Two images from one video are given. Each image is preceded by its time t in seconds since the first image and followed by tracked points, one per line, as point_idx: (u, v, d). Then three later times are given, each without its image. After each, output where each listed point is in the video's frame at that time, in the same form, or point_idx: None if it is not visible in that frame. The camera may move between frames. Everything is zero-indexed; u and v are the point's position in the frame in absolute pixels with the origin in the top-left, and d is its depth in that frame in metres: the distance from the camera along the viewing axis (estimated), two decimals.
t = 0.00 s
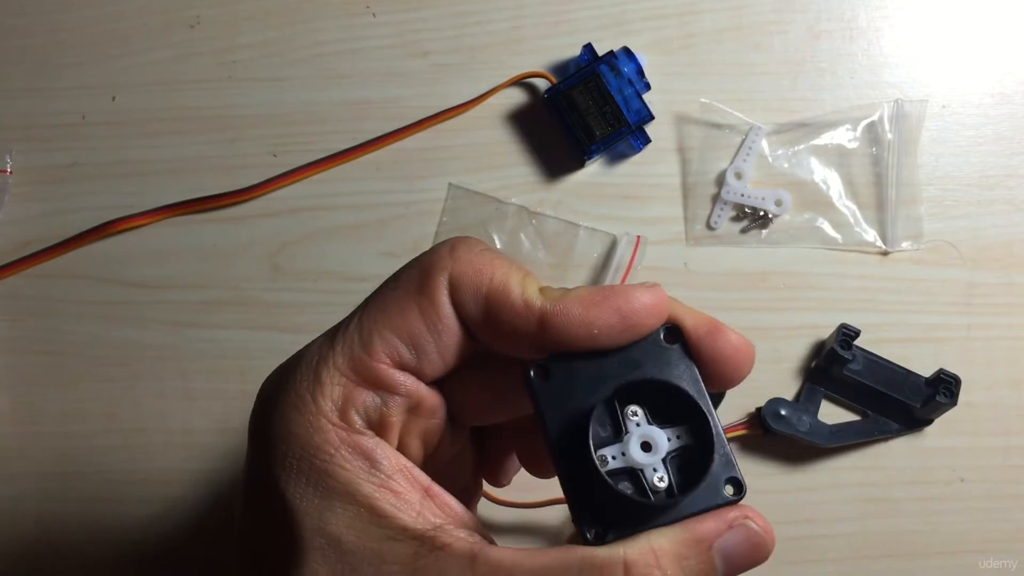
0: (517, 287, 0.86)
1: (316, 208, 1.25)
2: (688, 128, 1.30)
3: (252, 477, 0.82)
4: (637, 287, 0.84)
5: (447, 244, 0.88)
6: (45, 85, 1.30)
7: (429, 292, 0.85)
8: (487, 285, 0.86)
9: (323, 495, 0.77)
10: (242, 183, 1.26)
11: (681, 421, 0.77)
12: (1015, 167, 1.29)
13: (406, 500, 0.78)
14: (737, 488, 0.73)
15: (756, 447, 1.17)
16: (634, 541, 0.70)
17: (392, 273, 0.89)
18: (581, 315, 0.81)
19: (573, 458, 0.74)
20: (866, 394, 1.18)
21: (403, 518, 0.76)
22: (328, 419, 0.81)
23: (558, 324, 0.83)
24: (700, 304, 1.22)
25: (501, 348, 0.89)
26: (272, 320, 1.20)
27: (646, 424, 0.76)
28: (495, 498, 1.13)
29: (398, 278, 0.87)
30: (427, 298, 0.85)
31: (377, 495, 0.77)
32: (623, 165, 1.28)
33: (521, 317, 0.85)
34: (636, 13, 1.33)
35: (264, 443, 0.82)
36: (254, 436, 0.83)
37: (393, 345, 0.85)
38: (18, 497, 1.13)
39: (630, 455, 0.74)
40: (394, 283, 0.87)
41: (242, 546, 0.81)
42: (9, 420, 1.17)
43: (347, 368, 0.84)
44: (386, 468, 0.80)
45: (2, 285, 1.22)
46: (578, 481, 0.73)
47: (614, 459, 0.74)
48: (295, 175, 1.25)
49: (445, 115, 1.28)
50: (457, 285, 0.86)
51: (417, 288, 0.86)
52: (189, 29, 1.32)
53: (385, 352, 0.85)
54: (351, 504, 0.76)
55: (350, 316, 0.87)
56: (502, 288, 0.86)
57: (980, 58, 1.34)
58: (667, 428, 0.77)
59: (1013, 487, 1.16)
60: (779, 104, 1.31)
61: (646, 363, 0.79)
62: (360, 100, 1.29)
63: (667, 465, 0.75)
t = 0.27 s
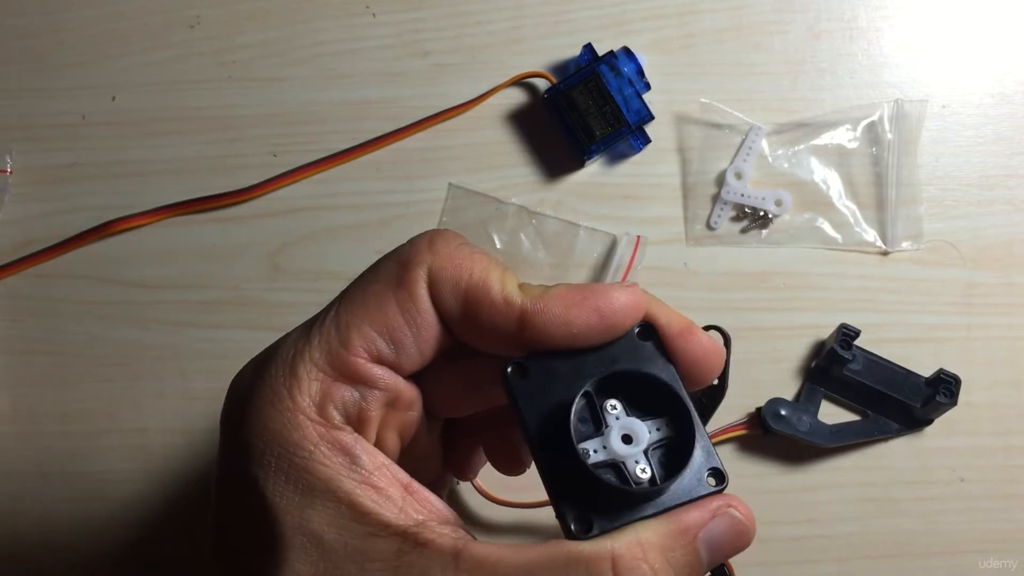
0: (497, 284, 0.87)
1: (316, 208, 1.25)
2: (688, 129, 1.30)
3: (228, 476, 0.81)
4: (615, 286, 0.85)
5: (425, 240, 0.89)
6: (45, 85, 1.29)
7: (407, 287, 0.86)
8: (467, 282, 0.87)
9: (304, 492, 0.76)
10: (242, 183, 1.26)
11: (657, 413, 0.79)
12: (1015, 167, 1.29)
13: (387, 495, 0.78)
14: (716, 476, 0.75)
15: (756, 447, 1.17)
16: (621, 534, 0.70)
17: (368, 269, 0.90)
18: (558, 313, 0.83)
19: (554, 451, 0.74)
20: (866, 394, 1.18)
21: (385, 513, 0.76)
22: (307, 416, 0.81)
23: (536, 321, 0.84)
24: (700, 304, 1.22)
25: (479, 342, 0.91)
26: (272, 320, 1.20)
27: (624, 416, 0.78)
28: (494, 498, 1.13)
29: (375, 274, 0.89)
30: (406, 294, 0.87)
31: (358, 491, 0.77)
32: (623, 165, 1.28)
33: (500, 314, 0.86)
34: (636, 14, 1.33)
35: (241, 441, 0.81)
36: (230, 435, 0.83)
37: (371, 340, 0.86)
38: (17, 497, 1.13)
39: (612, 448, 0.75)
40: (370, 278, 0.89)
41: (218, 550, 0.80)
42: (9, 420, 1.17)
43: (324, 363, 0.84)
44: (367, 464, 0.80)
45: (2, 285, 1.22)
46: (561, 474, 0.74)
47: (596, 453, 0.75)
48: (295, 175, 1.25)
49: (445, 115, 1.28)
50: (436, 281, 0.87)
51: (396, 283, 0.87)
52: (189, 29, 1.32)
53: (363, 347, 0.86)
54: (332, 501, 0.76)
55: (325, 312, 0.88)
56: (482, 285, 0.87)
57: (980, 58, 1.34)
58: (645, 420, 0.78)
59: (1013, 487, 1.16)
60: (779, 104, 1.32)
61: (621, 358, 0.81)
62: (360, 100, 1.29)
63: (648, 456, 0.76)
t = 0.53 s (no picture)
0: (467, 285, 0.89)
1: (316, 207, 1.25)
2: (688, 129, 1.30)
3: (207, 487, 0.80)
4: (579, 286, 0.88)
5: (395, 242, 0.90)
6: (45, 85, 1.30)
7: (379, 287, 0.87)
8: (437, 282, 0.88)
9: (287, 497, 0.77)
10: (242, 184, 1.26)
11: (625, 402, 0.79)
12: (1015, 167, 1.29)
13: (369, 496, 0.78)
14: (685, 462, 0.77)
15: (757, 447, 1.17)
16: (601, 521, 0.73)
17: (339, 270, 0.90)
18: (528, 313, 0.85)
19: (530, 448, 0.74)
20: (866, 394, 1.18)
21: (369, 513, 0.76)
22: (285, 420, 0.81)
23: (505, 321, 0.86)
24: (700, 304, 1.22)
25: (449, 343, 0.93)
26: (272, 320, 1.20)
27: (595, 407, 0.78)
28: (494, 498, 1.13)
29: (346, 275, 0.89)
30: (378, 295, 0.87)
31: (341, 492, 0.77)
32: (623, 165, 1.28)
33: (471, 314, 0.88)
34: (636, 13, 1.33)
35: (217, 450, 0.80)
36: (206, 445, 0.82)
37: (345, 341, 0.87)
38: (17, 496, 1.13)
39: (586, 440, 0.76)
40: (341, 279, 0.89)
41: (200, 558, 0.80)
42: (10, 419, 1.17)
43: (299, 367, 0.84)
44: (348, 463, 0.80)
45: (2, 285, 1.22)
46: (539, 468, 0.74)
47: (571, 445, 0.75)
48: (295, 175, 1.25)
49: (445, 115, 1.28)
50: (408, 283, 0.88)
51: (367, 285, 0.87)
52: (189, 29, 1.32)
53: (338, 348, 0.86)
54: (315, 504, 0.76)
55: (297, 315, 0.88)
56: (453, 286, 0.89)
57: (980, 58, 1.34)
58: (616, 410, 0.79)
59: (1014, 487, 1.16)
60: (779, 104, 1.31)
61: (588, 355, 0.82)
62: (360, 100, 1.29)
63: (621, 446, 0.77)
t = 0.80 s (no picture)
0: (419, 288, 0.90)
1: (316, 207, 1.25)
2: (688, 129, 1.30)
3: (162, 510, 0.78)
4: (525, 284, 0.90)
5: (343, 249, 0.90)
6: (45, 85, 1.30)
7: (330, 295, 0.87)
8: (389, 289, 0.89)
9: (248, 512, 0.75)
10: (242, 184, 1.26)
11: (580, 394, 0.79)
12: (1015, 167, 1.29)
13: (331, 507, 0.78)
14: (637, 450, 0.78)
15: (757, 447, 1.17)
16: (566, 518, 0.74)
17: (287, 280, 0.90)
18: (481, 316, 0.86)
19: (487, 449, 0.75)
20: (866, 394, 1.18)
21: (330, 525, 0.76)
22: (241, 436, 0.80)
23: (460, 325, 0.87)
24: (700, 304, 1.22)
25: (403, 348, 0.93)
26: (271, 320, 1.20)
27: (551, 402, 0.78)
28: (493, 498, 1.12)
29: (295, 285, 0.89)
30: (328, 303, 0.87)
31: (302, 506, 0.77)
32: (622, 165, 1.28)
33: (427, 319, 0.89)
34: (636, 13, 1.33)
35: (170, 471, 0.79)
36: (157, 469, 0.80)
37: (298, 352, 0.86)
38: (17, 496, 1.13)
39: (545, 438, 0.76)
40: (290, 289, 0.89)
41: None
42: (10, 419, 1.17)
43: (252, 380, 0.84)
44: (307, 475, 0.79)
45: (2, 285, 1.22)
46: (501, 470, 0.74)
47: (531, 444, 0.75)
48: (295, 175, 1.25)
49: (445, 115, 1.28)
50: (358, 291, 0.88)
51: (317, 293, 0.88)
52: (189, 29, 1.32)
53: (291, 359, 0.86)
54: (277, 518, 0.75)
55: (245, 329, 0.87)
56: (405, 292, 0.89)
57: (980, 58, 1.34)
58: (572, 403, 0.79)
59: (1014, 487, 1.16)
60: (779, 104, 1.31)
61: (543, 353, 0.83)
62: (359, 100, 1.29)
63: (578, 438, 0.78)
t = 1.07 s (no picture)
0: (432, 284, 0.88)
1: (316, 208, 1.25)
2: (688, 129, 1.30)
3: (168, 477, 0.84)
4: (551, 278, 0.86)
5: (358, 244, 0.90)
6: (45, 85, 1.30)
7: (341, 291, 0.87)
8: (398, 281, 0.88)
9: (235, 491, 0.79)
10: (242, 184, 1.26)
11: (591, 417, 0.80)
12: (1015, 167, 1.29)
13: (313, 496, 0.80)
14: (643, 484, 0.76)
15: (757, 447, 1.17)
16: (536, 535, 0.72)
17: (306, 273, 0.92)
18: (490, 308, 0.84)
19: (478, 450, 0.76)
20: (866, 394, 1.18)
21: (311, 513, 0.78)
22: (240, 417, 0.83)
23: (470, 316, 0.85)
24: (700, 304, 1.22)
25: (422, 343, 0.92)
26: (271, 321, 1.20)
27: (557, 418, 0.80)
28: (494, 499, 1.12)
29: (310, 278, 0.90)
30: (338, 297, 0.88)
31: (288, 492, 0.79)
32: (622, 165, 1.28)
33: (437, 310, 0.88)
34: (636, 13, 1.33)
35: (179, 442, 0.84)
36: (171, 439, 0.86)
37: (305, 343, 0.88)
38: (16, 497, 1.13)
39: (540, 449, 0.78)
40: (305, 282, 0.90)
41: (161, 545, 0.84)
42: (9, 419, 1.17)
43: (259, 366, 0.87)
44: (299, 464, 0.82)
45: (2, 285, 1.22)
46: (488, 471, 0.76)
47: (520, 455, 0.79)
48: (295, 175, 1.25)
49: (445, 115, 1.28)
50: (367, 284, 0.88)
51: (328, 287, 0.88)
52: (189, 29, 1.32)
53: (298, 350, 0.88)
54: (261, 500, 0.78)
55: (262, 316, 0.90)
56: (414, 284, 0.88)
57: (980, 58, 1.34)
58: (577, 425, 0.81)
59: (1014, 487, 1.16)
60: (778, 104, 1.31)
61: (563, 354, 0.79)
62: (359, 100, 1.29)
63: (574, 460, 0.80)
